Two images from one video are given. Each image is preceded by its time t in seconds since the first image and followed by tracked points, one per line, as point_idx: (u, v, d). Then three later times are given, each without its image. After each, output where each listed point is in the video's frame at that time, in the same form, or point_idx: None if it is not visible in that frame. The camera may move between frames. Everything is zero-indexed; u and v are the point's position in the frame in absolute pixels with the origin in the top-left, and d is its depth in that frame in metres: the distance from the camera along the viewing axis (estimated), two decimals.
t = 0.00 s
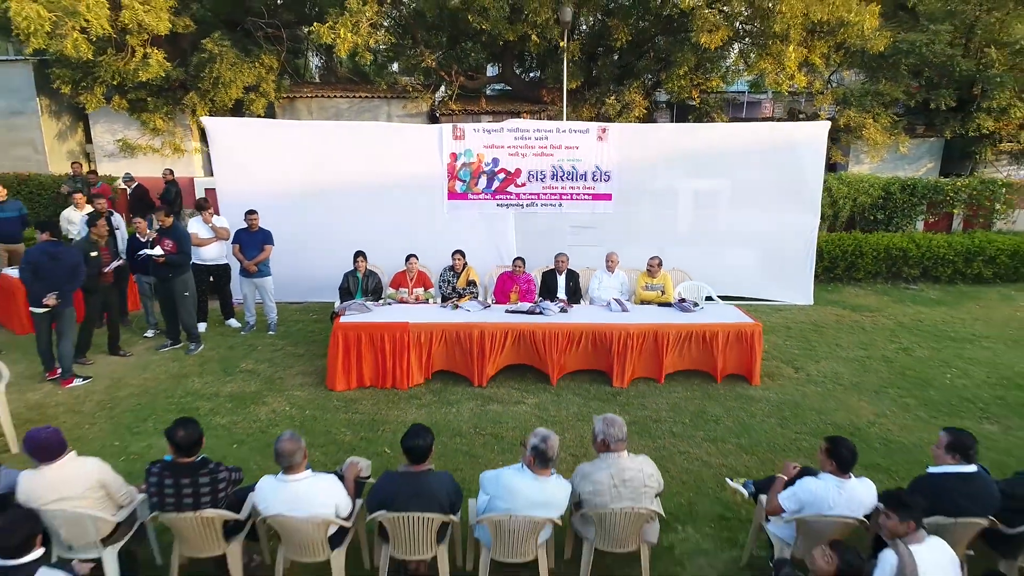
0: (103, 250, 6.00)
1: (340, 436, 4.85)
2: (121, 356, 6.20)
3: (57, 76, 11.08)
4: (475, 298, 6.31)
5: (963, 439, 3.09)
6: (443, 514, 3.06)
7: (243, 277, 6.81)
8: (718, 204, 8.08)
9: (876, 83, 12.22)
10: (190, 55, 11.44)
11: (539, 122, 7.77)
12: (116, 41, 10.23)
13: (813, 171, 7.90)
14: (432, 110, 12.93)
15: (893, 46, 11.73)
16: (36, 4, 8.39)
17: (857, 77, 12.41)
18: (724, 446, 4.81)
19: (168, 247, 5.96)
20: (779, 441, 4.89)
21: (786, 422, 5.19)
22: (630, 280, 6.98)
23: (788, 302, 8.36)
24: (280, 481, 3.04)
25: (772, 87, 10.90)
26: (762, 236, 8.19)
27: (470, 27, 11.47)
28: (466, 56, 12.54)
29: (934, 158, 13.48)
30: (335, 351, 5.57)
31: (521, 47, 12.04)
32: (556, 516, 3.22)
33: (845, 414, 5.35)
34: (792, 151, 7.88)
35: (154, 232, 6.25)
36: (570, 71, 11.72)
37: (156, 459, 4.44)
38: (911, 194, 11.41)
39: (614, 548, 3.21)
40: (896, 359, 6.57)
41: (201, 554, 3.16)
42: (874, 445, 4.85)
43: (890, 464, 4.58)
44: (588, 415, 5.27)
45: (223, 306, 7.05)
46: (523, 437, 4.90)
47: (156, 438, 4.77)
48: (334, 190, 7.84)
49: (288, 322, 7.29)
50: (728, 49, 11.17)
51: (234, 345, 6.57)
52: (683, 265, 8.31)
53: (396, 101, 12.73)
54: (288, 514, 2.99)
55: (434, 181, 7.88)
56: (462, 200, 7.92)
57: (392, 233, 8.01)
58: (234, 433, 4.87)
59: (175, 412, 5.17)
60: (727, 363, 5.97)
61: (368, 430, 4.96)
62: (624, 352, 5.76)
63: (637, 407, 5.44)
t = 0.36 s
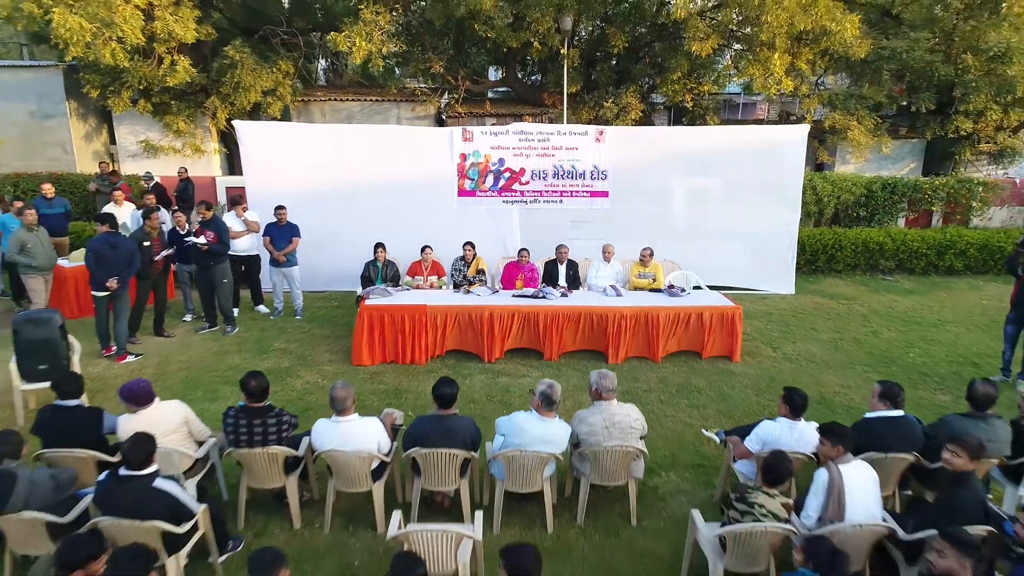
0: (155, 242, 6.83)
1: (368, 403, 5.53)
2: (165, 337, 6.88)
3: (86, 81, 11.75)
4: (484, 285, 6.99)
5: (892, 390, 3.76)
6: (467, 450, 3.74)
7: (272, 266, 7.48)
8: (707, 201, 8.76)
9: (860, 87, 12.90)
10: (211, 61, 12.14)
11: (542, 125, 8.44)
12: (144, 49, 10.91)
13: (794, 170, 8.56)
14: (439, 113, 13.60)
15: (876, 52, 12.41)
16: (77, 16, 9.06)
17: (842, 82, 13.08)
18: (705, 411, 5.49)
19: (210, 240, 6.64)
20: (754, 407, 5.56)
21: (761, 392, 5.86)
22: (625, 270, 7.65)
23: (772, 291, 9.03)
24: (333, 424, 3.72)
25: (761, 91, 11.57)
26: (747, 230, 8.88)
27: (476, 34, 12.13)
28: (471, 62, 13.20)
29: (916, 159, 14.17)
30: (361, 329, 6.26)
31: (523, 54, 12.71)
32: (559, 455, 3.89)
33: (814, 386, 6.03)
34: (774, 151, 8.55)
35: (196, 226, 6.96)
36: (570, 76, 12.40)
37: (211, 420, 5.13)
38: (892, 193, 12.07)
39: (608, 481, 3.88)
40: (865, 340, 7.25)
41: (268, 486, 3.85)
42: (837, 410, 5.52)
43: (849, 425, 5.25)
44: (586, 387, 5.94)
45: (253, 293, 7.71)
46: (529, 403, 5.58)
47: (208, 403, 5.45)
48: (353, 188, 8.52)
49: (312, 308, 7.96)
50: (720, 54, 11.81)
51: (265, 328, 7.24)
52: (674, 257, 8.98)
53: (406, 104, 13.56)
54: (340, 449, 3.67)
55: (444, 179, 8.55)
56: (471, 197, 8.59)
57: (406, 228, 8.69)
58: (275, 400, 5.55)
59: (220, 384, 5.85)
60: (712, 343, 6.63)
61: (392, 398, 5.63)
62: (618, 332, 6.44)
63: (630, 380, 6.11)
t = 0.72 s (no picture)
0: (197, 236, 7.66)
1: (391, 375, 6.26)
2: (204, 321, 7.61)
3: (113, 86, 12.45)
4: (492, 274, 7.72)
5: (839, 355, 4.48)
6: (483, 406, 4.44)
7: (298, 258, 8.19)
8: (696, 198, 9.49)
9: (844, 91, 13.62)
10: (231, 66, 12.85)
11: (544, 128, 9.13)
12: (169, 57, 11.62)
13: (777, 170, 9.28)
14: (446, 116, 14.31)
15: (859, 59, 13.12)
16: (112, 27, 9.78)
17: (828, 86, 13.78)
18: (689, 381, 6.22)
19: (246, 233, 7.39)
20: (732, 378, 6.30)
21: (740, 367, 6.59)
22: (620, 261, 8.37)
23: (758, 282, 9.73)
24: (370, 381, 4.45)
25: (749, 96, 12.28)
26: (734, 225, 9.60)
27: (481, 41, 12.84)
28: (476, 67, 13.91)
29: (899, 159, 14.89)
30: (382, 313, 6.99)
31: (525, 60, 13.42)
32: (560, 410, 4.61)
33: (788, 362, 6.76)
34: (758, 153, 9.27)
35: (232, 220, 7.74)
36: (569, 81, 13.11)
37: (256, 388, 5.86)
38: (874, 191, 12.80)
39: (601, 433, 4.60)
40: (838, 324, 7.97)
41: (314, 436, 4.56)
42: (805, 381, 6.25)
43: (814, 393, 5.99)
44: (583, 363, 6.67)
45: (280, 282, 8.44)
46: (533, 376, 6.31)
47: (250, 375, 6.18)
48: (369, 186, 9.25)
49: (333, 296, 8.68)
50: (712, 60, 12.50)
51: (293, 313, 7.97)
52: (665, 250, 9.71)
53: (414, 107, 14.29)
54: (377, 403, 4.39)
55: (454, 178, 9.27)
56: (478, 194, 9.31)
57: (418, 223, 9.42)
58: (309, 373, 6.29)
59: (259, 360, 6.58)
60: (698, 326, 7.34)
61: (412, 371, 6.36)
62: (613, 315, 7.16)
63: (623, 357, 6.85)
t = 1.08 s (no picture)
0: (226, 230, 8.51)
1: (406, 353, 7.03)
2: (233, 308, 8.37)
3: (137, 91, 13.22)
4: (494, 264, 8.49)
5: (794, 329, 5.21)
6: (489, 371, 5.19)
7: (317, 250, 8.97)
8: (683, 196, 10.25)
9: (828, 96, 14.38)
10: (248, 72, 13.61)
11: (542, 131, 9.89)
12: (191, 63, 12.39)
13: (757, 170, 10.04)
14: (449, 119, 15.07)
15: (840, 65, 13.90)
16: (142, 37, 10.54)
17: (813, 90, 14.54)
18: (671, 358, 6.99)
19: (273, 226, 8.26)
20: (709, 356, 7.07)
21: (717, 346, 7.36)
22: (612, 253, 9.13)
23: (741, 273, 10.48)
24: (394, 350, 5.22)
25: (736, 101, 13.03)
26: (718, 221, 10.35)
27: (483, 49, 13.60)
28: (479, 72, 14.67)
29: (880, 159, 15.64)
30: (396, 298, 7.75)
31: (525, 66, 14.18)
32: (554, 375, 5.36)
33: (761, 342, 7.53)
34: (740, 154, 10.03)
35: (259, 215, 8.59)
36: (567, 86, 13.87)
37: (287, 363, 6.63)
38: (853, 190, 13.56)
39: (590, 395, 5.36)
40: (811, 311, 8.73)
41: (344, 398, 5.32)
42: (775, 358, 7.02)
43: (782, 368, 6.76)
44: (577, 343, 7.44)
45: (300, 273, 9.21)
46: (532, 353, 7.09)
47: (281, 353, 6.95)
48: (381, 185, 10.02)
49: (348, 285, 9.45)
50: (702, 66, 13.24)
51: (313, 301, 8.74)
52: (655, 244, 10.47)
53: (420, 111, 15.07)
54: (398, 367, 5.17)
55: (459, 177, 10.03)
56: (482, 192, 10.07)
57: (426, 219, 10.19)
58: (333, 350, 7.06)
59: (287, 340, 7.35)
60: (682, 311, 8.10)
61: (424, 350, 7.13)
62: (604, 301, 7.91)
63: (613, 338, 7.62)
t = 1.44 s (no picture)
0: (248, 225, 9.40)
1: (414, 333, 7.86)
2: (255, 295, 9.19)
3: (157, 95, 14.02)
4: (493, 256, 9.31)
5: (752, 306, 5.96)
6: (487, 343, 5.99)
7: (331, 243, 9.79)
8: (668, 194, 11.08)
9: (809, 100, 15.19)
10: (261, 78, 14.41)
11: (538, 134, 10.69)
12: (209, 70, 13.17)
13: (737, 169, 10.87)
14: (451, 121, 15.88)
15: (820, 71, 14.72)
16: (166, 47, 11.32)
17: (795, 94, 15.34)
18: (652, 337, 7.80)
19: (292, 220, 9.19)
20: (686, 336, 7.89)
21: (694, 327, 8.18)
22: (602, 246, 9.94)
23: (722, 266, 11.30)
24: (406, 324, 6.03)
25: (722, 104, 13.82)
26: (700, 217, 11.18)
27: (483, 56, 14.40)
28: (479, 77, 15.47)
29: (860, 160, 16.46)
30: (405, 286, 8.56)
31: (523, 71, 14.98)
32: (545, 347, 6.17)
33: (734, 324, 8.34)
34: (721, 155, 10.85)
35: (278, 211, 9.45)
36: (562, 91, 14.69)
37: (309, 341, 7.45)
38: (832, 189, 14.38)
39: (576, 364, 6.18)
40: (783, 298, 9.55)
41: (362, 367, 6.12)
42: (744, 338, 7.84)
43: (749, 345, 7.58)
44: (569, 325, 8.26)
45: (315, 264, 10.03)
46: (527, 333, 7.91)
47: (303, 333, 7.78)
48: (390, 183, 10.84)
49: (359, 276, 10.28)
50: (691, 72, 14.01)
51: (328, 289, 9.57)
52: (643, 238, 11.29)
53: (423, 113, 15.87)
54: (410, 340, 5.97)
55: (461, 176, 10.83)
56: (482, 190, 10.87)
57: (431, 215, 11.01)
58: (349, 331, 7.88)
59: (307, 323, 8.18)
60: (663, 298, 8.90)
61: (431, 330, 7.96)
62: (593, 289, 8.72)
63: (601, 321, 8.44)
